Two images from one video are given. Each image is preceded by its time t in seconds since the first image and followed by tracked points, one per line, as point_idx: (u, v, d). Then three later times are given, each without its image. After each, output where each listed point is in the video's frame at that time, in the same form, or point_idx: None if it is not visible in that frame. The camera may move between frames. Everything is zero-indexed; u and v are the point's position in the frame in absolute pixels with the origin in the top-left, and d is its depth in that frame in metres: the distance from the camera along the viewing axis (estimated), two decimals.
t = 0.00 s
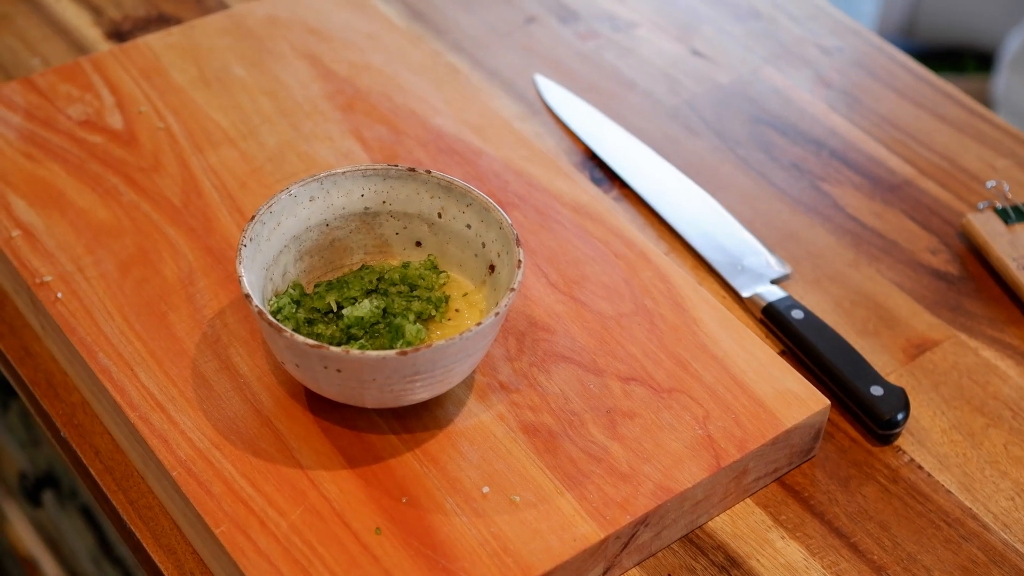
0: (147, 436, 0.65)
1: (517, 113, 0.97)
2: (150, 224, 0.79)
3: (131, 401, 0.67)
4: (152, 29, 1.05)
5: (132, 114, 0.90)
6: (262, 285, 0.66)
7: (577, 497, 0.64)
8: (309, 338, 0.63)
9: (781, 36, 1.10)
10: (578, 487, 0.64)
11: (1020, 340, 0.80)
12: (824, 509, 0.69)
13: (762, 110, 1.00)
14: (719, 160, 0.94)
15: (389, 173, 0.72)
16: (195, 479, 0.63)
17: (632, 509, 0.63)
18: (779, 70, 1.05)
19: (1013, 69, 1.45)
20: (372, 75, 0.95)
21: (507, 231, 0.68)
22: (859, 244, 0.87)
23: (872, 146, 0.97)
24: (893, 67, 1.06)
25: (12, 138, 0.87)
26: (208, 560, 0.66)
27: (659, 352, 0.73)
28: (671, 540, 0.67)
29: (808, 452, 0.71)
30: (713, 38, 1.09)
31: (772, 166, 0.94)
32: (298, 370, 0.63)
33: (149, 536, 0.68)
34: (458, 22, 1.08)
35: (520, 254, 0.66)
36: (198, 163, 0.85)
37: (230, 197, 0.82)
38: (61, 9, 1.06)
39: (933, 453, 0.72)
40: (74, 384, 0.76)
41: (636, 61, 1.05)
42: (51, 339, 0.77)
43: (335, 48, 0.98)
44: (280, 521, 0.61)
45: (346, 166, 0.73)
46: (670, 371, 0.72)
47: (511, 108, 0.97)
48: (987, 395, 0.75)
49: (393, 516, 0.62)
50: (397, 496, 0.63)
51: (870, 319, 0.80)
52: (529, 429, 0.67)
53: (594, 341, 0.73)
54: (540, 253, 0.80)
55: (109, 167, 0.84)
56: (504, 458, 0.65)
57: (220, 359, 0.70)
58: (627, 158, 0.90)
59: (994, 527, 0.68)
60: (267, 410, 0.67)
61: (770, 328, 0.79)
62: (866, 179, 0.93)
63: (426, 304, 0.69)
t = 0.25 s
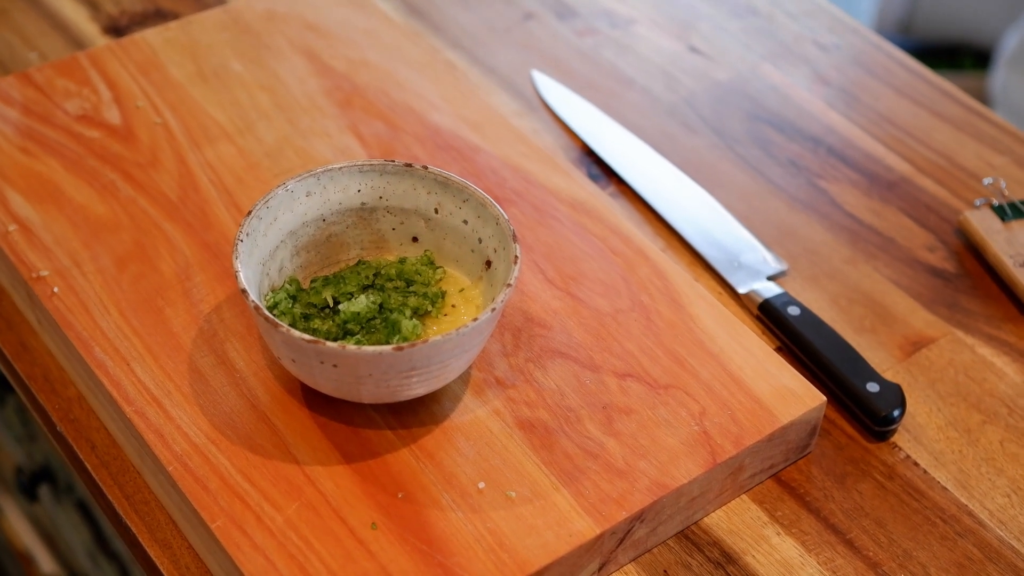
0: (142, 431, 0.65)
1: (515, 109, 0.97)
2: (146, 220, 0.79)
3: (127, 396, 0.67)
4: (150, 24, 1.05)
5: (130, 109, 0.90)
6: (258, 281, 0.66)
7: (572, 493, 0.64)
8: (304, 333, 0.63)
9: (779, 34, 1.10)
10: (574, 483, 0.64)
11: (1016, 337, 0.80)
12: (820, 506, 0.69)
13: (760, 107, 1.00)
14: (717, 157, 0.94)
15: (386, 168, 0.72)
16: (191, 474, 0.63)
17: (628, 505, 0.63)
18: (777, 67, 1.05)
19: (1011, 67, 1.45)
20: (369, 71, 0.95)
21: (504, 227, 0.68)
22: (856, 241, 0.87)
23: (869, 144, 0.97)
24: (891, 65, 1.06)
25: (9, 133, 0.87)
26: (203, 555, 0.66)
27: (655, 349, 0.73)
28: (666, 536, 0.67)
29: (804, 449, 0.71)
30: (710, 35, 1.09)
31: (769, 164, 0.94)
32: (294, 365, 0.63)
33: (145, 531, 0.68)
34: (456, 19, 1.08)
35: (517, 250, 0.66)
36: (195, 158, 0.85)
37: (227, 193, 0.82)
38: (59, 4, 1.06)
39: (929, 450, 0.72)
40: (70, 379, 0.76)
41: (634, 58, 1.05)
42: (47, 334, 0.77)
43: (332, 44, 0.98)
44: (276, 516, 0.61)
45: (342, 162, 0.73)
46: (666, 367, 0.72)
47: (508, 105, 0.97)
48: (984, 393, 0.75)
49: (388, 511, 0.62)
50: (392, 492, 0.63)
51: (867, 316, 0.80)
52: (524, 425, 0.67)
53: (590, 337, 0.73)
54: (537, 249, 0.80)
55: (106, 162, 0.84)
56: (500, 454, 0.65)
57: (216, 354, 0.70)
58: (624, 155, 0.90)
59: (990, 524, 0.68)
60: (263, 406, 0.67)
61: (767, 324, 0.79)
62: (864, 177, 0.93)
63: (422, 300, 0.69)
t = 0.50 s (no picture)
0: (139, 429, 0.65)
1: (511, 107, 0.97)
2: (143, 217, 0.79)
3: (123, 394, 0.67)
4: (146, 22, 1.04)
5: (126, 107, 0.89)
6: (255, 279, 0.66)
7: (569, 492, 0.64)
8: (301, 331, 0.63)
9: (775, 32, 1.10)
10: (571, 481, 0.64)
11: (1012, 336, 0.80)
12: (816, 504, 0.69)
13: (757, 105, 1.00)
14: (713, 155, 0.94)
15: (382, 167, 0.72)
16: (187, 472, 0.63)
17: (624, 504, 0.63)
18: (774, 65, 1.05)
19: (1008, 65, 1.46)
20: (366, 69, 0.95)
21: (500, 226, 0.68)
22: (853, 239, 0.87)
23: (866, 142, 0.96)
24: (888, 63, 1.06)
25: (5, 131, 0.86)
26: (200, 553, 0.66)
27: (652, 347, 0.73)
28: (663, 534, 0.67)
29: (800, 447, 0.71)
30: (707, 33, 1.09)
31: (766, 162, 0.94)
32: (290, 364, 0.63)
33: (142, 529, 0.68)
34: (452, 17, 1.08)
35: (513, 248, 0.66)
36: (191, 156, 0.85)
37: (223, 191, 0.82)
38: (55, 1, 1.06)
39: (925, 449, 0.72)
40: (67, 377, 0.76)
41: (630, 56, 1.05)
42: (44, 332, 0.77)
43: (329, 42, 0.98)
44: (272, 514, 0.61)
45: (339, 160, 0.73)
46: (662, 366, 0.72)
47: (505, 103, 0.97)
48: (980, 391, 0.75)
49: (384, 510, 0.62)
50: (389, 490, 0.63)
51: (863, 315, 0.80)
52: (521, 423, 0.67)
53: (587, 335, 0.73)
54: (533, 247, 0.80)
55: (102, 160, 0.84)
56: (496, 453, 0.65)
57: (212, 352, 0.70)
58: (621, 154, 0.90)
59: (987, 523, 0.68)
60: (260, 404, 0.67)
61: (763, 323, 0.79)
62: (861, 175, 0.93)
63: (418, 298, 0.69)
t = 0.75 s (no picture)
0: (136, 429, 0.65)
1: (508, 107, 0.97)
2: (140, 217, 0.79)
3: (120, 394, 0.67)
4: (143, 22, 1.04)
5: (123, 107, 0.89)
6: (251, 279, 0.66)
7: (566, 492, 0.64)
8: (298, 331, 0.63)
9: (772, 31, 1.10)
10: (567, 481, 0.64)
11: (1009, 335, 0.80)
12: (813, 504, 0.69)
13: (754, 105, 1.00)
14: (710, 155, 0.94)
15: (379, 167, 0.72)
16: (184, 472, 0.63)
17: (621, 504, 0.63)
18: (770, 64, 1.05)
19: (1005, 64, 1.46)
20: (362, 69, 0.95)
21: (497, 225, 0.68)
22: (850, 239, 0.87)
23: (863, 141, 0.97)
24: (885, 62, 1.06)
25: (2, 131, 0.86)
26: (197, 553, 0.66)
27: (648, 347, 0.73)
28: (660, 534, 0.67)
29: (797, 447, 0.71)
30: (704, 33, 1.09)
31: (763, 162, 0.94)
32: (287, 364, 0.63)
33: (139, 529, 0.68)
34: (449, 16, 1.08)
35: (510, 248, 0.66)
36: (188, 156, 0.85)
37: (220, 191, 0.82)
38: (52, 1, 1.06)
39: (922, 448, 0.72)
40: (64, 377, 0.76)
41: (627, 55, 1.05)
42: (41, 332, 0.77)
43: (325, 42, 0.98)
44: (269, 515, 0.61)
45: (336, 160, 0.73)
46: (659, 365, 0.72)
47: (502, 102, 0.97)
48: (977, 390, 0.75)
49: (381, 510, 0.62)
50: (385, 490, 0.63)
51: (860, 314, 0.80)
52: (518, 423, 0.67)
53: (584, 335, 0.73)
54: (530, 247, 0.80)
55: (99, 160, 0.84)
56: (493, 452, 0.65)
57: (209, 352, 0.70)
58: (618, 153, 0.90)
59: (983, 523, 0.68)
60: (257, 404, 0.67)
61: (760, 322, 0.79)
62: (857, 174, 0.93)
63: (415, 298, 0.69)
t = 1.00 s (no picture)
0: (135, 431, 0.65)
1: (507, 108, 0.97)
2: (139, 219, 0.79)
3: (120, 396, 0.67)
4: (140, 24, 1.04)
5: (121, 109, 0.89)
6: (251, 280, 0.66)
7: (566, 492, 0.64)
8: (297, 333, 0.63)
9: (770, 31, 1.10)
10: (567, 482, 0.64)
11: (1008, 335, 0.80)
12: (813, 504, 0.69)
13: (752, 105, 1.00)
14: (709, 155, 0.94)
15: (378, 168, 0.72)
16: (184, 474, 0.63)
17: (621, 504, 0.63)
18: (769, 64, 1.05)
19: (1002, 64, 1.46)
20: (360, 70, 0.95)
21: (496, 226, 0.68)
22: (849, 239, 0.87)
23: (861, 141, 0.97)
24: (883, 62, 1.06)
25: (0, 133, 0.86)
26: (197, 555, 0.66)
27: (647, 347, 0.73)
28: (660, 534, 0.67)
29: (797, 447, 0.71)
30: (702, 33, 1.09)
31: (762, 162, 0.94)
32: (286, 365, 0.63)
33: (139, 531, 0.68)
34: (447, 17, 1.08)
35: (509, 249, 0.66)
36: (187, 158, 0.84)
37: (219, 192, 0.82)
38: (49, 3, 1.06)
39: (922, 448, 0.72)
40: (63, 379, 0.75)
41: (626, 56, 1.05)
42: (40, 335, 0.77)
43: (323, 43, 0.98)
44: (269, 516, 0.61)
45: (334, 161, 0.73)
46: (658, 366, 0.72)
47: (500, 103, 0.97)
48: (976, 390, 0.75)
49: (381, 511, 0.62)
50: (385, 491, 0.63)
51: (859, 314, 0.80)
52: (518, 424, 0.67)
53: (583, 336, 0.73)
54: (529, 248, 0.80)
55: (98, 162, 0.84)
56: (493, 453, 0.65)
57: (209, 354, 0.70)
58: (617, 154, 0.90)
59: (984, 522, 0.68)
60: (256, 406, 0.67)
61: (760, 323, 0.79)
62: (856, 174, 0.93)
63: (415, 300, 0.68)
